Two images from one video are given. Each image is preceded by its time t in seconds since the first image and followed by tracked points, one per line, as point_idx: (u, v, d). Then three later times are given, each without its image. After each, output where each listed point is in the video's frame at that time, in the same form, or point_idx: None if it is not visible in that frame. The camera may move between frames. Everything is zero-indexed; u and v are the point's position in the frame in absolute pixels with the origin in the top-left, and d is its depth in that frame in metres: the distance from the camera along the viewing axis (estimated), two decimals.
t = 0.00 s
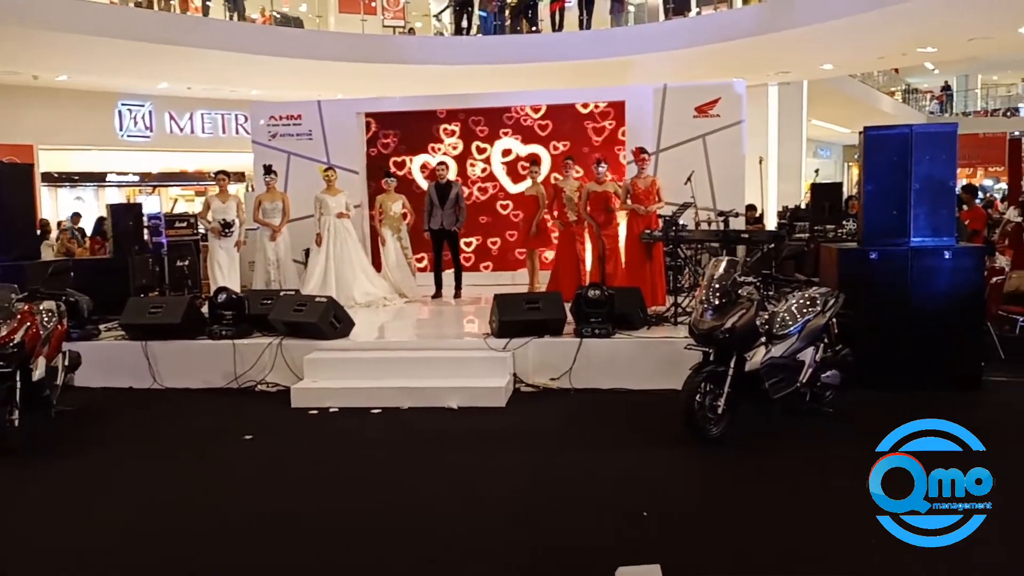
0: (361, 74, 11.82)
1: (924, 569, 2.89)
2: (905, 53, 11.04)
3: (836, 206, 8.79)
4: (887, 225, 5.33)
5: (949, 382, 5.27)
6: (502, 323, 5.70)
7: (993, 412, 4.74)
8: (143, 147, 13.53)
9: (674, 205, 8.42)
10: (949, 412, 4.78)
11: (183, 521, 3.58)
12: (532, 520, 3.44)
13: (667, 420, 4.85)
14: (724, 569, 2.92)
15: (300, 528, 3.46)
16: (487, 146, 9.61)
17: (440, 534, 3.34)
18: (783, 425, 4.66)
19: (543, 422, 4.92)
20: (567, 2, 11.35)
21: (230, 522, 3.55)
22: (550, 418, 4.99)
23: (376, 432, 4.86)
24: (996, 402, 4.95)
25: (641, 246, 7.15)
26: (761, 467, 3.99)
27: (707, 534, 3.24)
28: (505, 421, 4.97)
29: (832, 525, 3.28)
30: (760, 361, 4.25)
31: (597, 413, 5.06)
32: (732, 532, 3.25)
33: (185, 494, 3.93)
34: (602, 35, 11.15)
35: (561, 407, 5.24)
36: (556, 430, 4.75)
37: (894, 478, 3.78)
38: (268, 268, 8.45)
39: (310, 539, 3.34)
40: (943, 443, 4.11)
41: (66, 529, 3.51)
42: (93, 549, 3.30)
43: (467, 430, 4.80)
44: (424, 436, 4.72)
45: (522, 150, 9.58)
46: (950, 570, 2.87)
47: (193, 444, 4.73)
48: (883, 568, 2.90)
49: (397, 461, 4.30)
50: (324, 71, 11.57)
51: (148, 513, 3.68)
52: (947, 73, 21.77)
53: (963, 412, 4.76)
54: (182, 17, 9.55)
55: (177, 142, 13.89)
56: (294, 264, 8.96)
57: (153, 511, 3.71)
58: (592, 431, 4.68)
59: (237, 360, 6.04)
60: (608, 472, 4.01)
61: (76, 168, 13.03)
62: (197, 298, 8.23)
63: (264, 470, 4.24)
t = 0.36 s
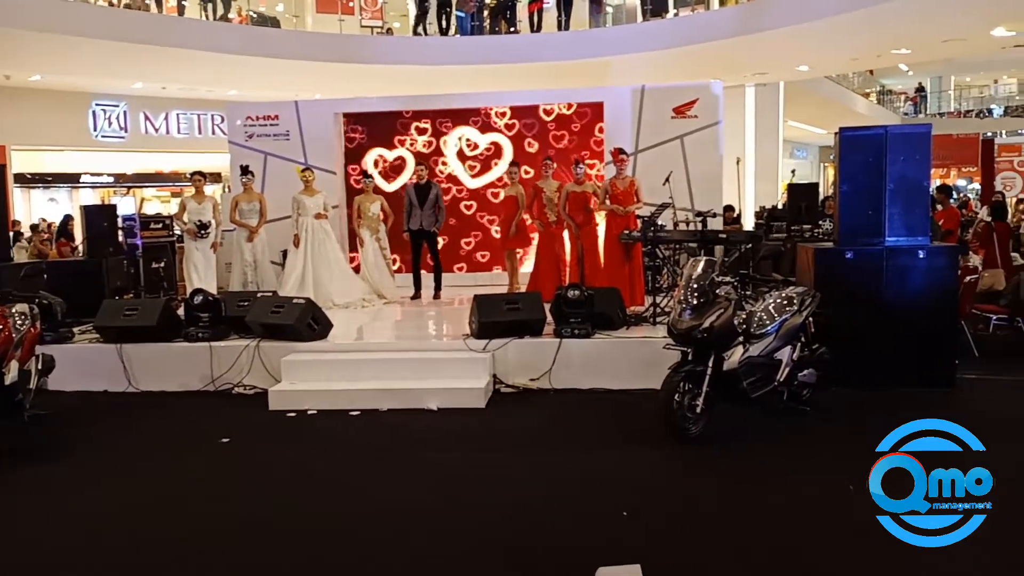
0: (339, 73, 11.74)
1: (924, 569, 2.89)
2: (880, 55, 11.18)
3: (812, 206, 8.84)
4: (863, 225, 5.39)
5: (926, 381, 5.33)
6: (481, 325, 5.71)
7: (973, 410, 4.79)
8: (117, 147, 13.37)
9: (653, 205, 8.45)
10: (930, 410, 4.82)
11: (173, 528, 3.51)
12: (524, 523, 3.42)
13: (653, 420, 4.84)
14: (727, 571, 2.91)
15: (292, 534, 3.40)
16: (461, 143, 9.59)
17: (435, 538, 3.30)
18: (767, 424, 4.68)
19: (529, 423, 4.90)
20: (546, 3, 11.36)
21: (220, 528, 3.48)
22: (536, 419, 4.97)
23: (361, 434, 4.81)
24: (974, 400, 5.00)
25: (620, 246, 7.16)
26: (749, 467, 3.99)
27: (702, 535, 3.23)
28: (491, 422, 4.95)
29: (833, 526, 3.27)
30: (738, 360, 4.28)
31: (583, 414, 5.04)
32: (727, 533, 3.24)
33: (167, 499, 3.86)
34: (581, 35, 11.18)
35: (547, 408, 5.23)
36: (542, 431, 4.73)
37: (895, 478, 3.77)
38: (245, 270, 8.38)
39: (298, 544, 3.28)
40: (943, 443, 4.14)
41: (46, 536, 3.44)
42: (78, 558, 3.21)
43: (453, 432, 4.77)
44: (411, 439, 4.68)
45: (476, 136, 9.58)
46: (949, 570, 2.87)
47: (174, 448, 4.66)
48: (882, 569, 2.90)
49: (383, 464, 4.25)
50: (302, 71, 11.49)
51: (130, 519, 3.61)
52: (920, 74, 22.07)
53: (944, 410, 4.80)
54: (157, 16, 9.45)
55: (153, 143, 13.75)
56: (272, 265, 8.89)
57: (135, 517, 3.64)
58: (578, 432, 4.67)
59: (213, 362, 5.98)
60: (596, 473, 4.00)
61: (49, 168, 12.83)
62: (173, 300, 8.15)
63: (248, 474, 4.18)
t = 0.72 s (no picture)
0: (317, 73, 11.67)
1: (924, 569, 2.88)
2: (854, 56, 11.32)
3: (788, 206, 8.86)
4: (837, 225, 5.46)
5: (901, 379, 5.40)
6: (461, 325, 5.72)
7: (955, 408, 4.83)
8: (91, 148, 13.19)
9: (631, 206, 8.49)
10: (911, 409, 4.87)
11: (160, 535, 3.43)
12: (517, 526, 3.39)
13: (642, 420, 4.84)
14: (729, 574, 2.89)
15: (284, 540, 3.34)
16: (431, 140, 9.63)
17: (433, 543, 3.25)
18: (752, 423, 4.70)
19: (516, 424, 4.88)
20: (524, 3, 11.39)
21: (210, 535, 3.42)
22: (523, 421, 4.95)
23: (347, 437, 4.76)
24: (954, 399, 5.06)
25: (599, 246, 7.18)
26: (739, 467, 3.99)
27: (698, 537, 3.21)
28: (477, 424, 4.92)
29: (833, 527, 3.26)
30: (717, 358, 4.31)
31: (569, 415, 5.03)
32: (724, 535, 3.23)
33: (149, 505, 3.80)
34: (559, 36, 11.20)
35: (534, 409, 5.20)
36: (530, 432, 4.71)
37: (895, 478, 3.77)
38: (222, 271, 8.33)
39: (287, 550, 3.24)
40: (943, 443, 4.13)
41: (27, 545, 3.36)
42: (64, 568, 3.13)
43: (439, 434, 4.74)
44: (399, 441, 4.63)
45: (435, 125, 9.61)
46: (949, 570, 2.87)
47: (156, 453, 4.58)
48: (882, 569, 2.89)
49: (371, 467, 4.21)
50: (279, 71, 11.40)
51: (113, 526, 3.54)
52: (893, 76, 22.39)
53: (926, 409, 4.85)
54: (131, 15, 9.34)
55: (127, 143, 13.59)
56: (250, 267, 8.83)
57: (115, 525, 3.56)
58: (566, 433, 4.65)
59: (190, 365, 5.93)
60: (587, 474, 3.98)
61: (20, 169, 12.59)
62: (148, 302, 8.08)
63: (232, 479, 4.12)
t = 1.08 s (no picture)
0: (301, 73, 11.60)
1: (926, 569, 2.89)
2: (837, 57, 11.42)
3: (772, 207, 8.92)
4: (822, 225, 5.49)
5: (884, 376, 5.45)
6: (446, 326, 5.71)
7: (945, 408, 4.86)
8: (72, 148, 13.07)
9: (617, 207, 8.52)
10: (900, 408, 4.89)
11: (155, 540, 3.38)
12: (515, 528, 3.37)
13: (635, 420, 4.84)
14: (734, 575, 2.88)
15: (281, 543, 3.31)
16: (405, 133, 9.59)
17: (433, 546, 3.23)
18: (742, 423, 4.71)
19: (509, 426, 4.86)
20: (509, 4, 11.38)
21: (205, 540, 3.37)
22: (515, 422, 4.93)
23: (340, 439, 4.73)
24: (941, 398, 5.10)
25: (585, 247, 7.19)
26: (734, 468, 4.00)
27: (698, 539, 3.21)
28: (468, 425, 4.90)
29: (835, 527, 3.26)
30: (702, 358, 4.31)
31: (562, 416, 5.02)
32: (723, 536, 3.22)
33: (139, 509, 3.75)
34: (544, 37, 11.22)
35: (527, 410, 5.19)
36: (522, 433, 4.69)
37: (897, 477, 3.78)
38: (206, 272, 8.27)
39: (282, 554, 3.20)
40: (943, 443, 4.14)
41: (15, 550, 3.31)
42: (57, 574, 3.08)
43: (431, 436, 4.72)
44: (393, 443, 4.61)
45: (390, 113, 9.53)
46: (950, 570, 2.88)
47: (144, 457, 4.53)
48: (884, 570, 2.89)
49: (364, 470, 4.18)
50: (263, 71, 11.33)
51: (103, 531, 3.49)
52: (875, 77, 22.60)
53: (916, 408, 4.87)
54: (114, 14, 9.26)
55: (109, 144, 13.47)
56: (234, 268, 8.77)
57: (107, 529, 3.51)
58: (559, 435, 4.64)
59: (174, 367, 5.89)
60: (582, 475, 3.97)
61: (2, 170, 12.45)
62: (132, 304, 8.02)
63: (224, 482, 4.08)
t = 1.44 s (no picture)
0: (290, 74, 11.56)
1: (928, 569, 2.91)
2: (825, 60, 11.50)
3: (762, 209, 8.96)
4: (811, 227, 5.53)
5: (874, 376, 5.49)
6: (438, 327, 5.71)
7: (937, 408, 4.89)
8: (60, 149, 12.98)
9: (607, 208, 8.54)
10: (893, 409, 4.92)
11: (155, 542, 3.37)
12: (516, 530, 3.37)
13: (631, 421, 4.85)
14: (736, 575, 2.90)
15: (281, 546, 3.30)
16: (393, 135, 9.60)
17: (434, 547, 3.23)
18: (734, 424, 4.73)
19: (504, 427, 4.86)
20: (499, 5, 11.35)
21: (205, 542, 3.36)
22: (510, 424, 4.93)
23: (336, 441, 4.72)
24: (931, 398, 5.13)
25: (576, 248, 7.21)
26: (730, 468, 4.01)
27: (700, 539, 3.22)
28: (463, 427, 4.90)
29: (835, 527, 3.29)
30: (692, 360, 4.35)
31: (556, 417, 5.03)
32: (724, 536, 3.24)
33: (135, 512, 3.73)
34: (533, 38, 11.22)
35: (523, 411, 5.20)
36: (517, 435, 4.70)
37: (898, 477, 3.81)
38: (196, 274, 8.28)
39: (281, 557, 3.19)
40: (944, 443, 4.16)
41: (11, 555, 3.28)
42: None
43: (426, 437, 4.71)
44: (391, 445, 4.60)
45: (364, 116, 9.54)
46: (952, 570, 2.90)
47: (139, 460, 4.50)
48: (885, 570, 2.91)
49: (362, 472, 4.17)
50: (252, 72, 11.29)
51: (100, 535, 3.47)
52: (864, 80, 22.75)
53: (908, 409, 4.91)
54: (102, 15, 9.22)
55: (97, 145, 13.39)
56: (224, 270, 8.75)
57: (106, 532, 3.50)
58: (554, 436, 4.65)
59: (165, 369, 5.87)
60: (579, 476, 3.97)
61: None
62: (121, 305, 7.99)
63: (220, 485, 4.06)
